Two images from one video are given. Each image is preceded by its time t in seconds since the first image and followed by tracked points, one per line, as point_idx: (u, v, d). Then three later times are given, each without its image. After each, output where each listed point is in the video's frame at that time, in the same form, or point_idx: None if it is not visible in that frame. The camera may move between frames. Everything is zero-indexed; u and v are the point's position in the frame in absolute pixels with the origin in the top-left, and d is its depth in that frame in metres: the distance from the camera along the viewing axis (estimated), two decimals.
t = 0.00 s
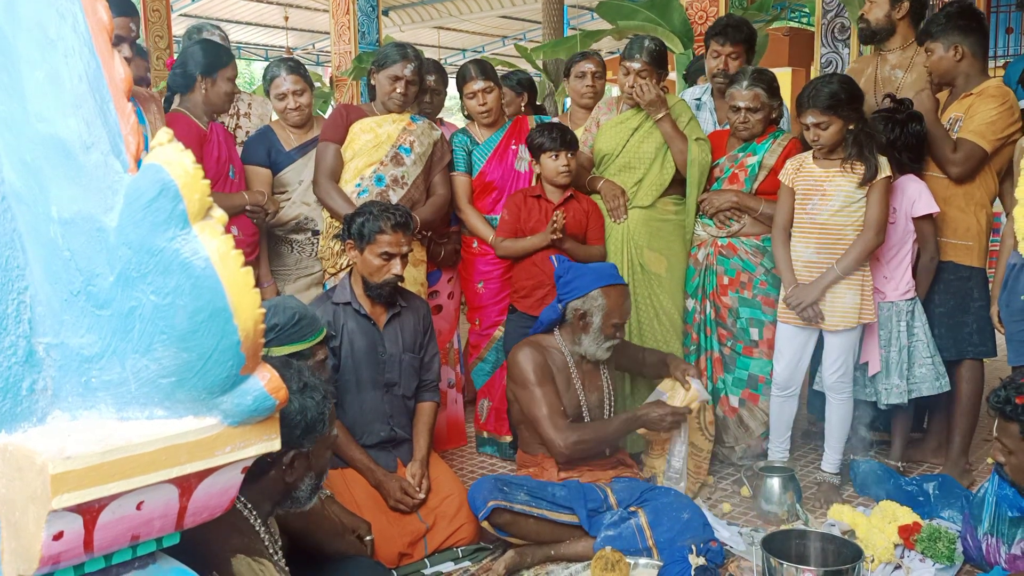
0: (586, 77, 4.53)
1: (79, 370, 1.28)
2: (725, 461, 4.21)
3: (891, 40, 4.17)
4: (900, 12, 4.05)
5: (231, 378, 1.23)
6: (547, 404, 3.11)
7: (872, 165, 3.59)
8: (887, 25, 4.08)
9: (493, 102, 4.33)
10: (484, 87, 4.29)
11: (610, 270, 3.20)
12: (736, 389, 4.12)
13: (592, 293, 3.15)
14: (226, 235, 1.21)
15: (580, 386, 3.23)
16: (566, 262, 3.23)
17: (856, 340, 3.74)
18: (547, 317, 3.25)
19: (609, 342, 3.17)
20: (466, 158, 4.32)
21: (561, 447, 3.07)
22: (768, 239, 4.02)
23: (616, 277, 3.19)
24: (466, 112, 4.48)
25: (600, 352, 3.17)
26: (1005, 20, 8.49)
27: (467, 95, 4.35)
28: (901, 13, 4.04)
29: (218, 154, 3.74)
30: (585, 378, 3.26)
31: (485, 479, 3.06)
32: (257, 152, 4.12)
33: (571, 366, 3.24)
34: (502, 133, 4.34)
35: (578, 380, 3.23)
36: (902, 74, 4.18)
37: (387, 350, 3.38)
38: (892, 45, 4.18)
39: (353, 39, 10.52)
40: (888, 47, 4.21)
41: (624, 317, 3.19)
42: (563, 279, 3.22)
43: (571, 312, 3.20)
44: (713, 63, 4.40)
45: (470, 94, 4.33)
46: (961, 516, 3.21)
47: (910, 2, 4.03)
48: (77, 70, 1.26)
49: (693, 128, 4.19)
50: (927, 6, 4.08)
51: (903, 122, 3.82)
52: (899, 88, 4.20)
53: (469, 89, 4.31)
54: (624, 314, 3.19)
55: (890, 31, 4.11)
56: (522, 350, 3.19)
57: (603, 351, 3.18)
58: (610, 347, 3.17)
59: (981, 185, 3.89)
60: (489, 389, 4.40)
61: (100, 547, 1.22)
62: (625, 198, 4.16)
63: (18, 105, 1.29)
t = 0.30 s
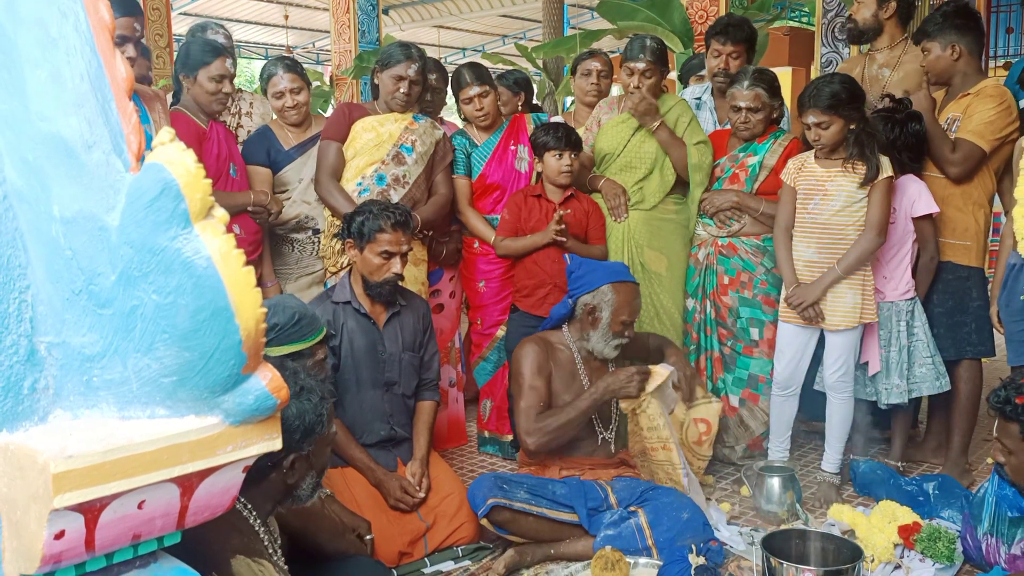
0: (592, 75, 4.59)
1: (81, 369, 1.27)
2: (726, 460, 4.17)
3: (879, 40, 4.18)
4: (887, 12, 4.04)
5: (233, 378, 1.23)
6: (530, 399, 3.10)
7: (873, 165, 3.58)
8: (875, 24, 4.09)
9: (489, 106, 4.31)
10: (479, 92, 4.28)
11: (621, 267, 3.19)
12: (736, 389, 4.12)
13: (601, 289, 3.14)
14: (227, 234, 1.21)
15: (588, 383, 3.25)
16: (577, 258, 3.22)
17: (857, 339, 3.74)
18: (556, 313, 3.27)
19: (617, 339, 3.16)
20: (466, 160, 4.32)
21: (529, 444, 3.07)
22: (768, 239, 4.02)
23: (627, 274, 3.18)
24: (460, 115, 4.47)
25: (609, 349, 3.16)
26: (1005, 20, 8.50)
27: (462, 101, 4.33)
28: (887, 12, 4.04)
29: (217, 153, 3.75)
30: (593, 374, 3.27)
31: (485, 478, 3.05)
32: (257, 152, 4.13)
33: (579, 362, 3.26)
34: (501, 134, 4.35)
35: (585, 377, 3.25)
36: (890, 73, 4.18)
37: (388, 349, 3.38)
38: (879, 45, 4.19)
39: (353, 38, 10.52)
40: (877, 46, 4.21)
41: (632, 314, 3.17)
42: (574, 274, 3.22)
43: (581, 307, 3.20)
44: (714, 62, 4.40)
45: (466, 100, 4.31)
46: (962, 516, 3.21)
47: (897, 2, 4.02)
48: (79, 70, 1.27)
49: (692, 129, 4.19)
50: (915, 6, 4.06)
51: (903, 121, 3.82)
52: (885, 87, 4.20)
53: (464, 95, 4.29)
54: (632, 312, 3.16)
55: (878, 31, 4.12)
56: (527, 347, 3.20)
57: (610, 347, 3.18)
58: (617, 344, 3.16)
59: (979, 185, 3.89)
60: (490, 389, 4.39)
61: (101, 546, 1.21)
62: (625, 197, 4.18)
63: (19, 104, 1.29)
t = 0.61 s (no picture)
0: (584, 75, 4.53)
1: (82, 370, 1.28)
2: (725, 461, 4.19)
3: (870, 41, 4.18)
4: (878, 14, 4.05)
5: (233, 378, 1.23)
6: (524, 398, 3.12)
7: (875, 166, 3.59)
8: (866, 26, 4.10)
9: (489, 109, 4.33)
10: (479, 95, 4.29)
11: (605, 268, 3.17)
12: (736, 390, 4.12)
13: (582, 289, 3.14)
14: (229, 235, 1.21)
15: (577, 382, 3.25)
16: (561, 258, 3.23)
17: (857, 340, 3.74)
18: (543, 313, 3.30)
19: (599, 340, 3.16)
20: (467, 162, 4.34)
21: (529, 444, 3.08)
22: (769, 239, 4.02)
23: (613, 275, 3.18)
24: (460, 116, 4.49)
25: (591, 349, 3.16)
26: (1006, 21, 8.48)
27: (462, 104, 4.35)
28: (878, 14, 4.05)
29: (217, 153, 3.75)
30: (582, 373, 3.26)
31: (484, 478, 3.06)
32: (258, 153, 4.13)
33: (567, 362, 3.25)
34: (501, 136, 4.34)
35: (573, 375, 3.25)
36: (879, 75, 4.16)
37: (388, 349, 3.38)
38: (870, 47, 4.18)
39: (354, 37, 10.51)
40: (868, 48, 4.21)
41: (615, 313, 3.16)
42: (559, 274, 3.23)
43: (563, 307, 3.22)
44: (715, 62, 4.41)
45: (465, 103, 4.33)
46: (961, 517, 3.21)
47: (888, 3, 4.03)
48: (80, 70, 1.27)
49: (693, 130, 4.18)
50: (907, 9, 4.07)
51: (903, 123, 3.80)
52: (876, 89, 4.19)
53: (464, 98, 4.31)
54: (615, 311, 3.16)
55: (869, 33, 4.12)
56: (515, 348, 3.21)
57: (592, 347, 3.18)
58: (599, 344, 3.17)
59: (977, 185, 3.90)
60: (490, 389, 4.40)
61: (102, 546, 1.22)
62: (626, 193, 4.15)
63: (20, 104, 1.29)
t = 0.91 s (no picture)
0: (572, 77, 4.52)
1: (82, 370, 1.28)
2: (723, 463, 4.19)
3: (864, 45, 4.20)
4: (871, 17, 4.07)
5: (233, 380, 1.23)
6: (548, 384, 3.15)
7: (873, 168, 3.58)
8: (859, 29, 4.12)
9: (490, 109, 4.33)
10: (480, 95, 4.30)
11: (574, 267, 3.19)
12: (734, 391, 4.14)
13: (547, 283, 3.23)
14: (229, 237, 1.21)
15: (569, 379, 3.27)
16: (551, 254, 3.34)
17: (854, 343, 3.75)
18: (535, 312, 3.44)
19: (563, 338, 3.22)
20: (467, 162, 4.36)
21: (568, 423, 3.07)
22: (768, 241, 4.03)
23: (586, 278, 3.18)
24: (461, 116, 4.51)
25: (558, 345, 3.24)
26: (1004, 24, 8.51)
27: (464, 104, 4.35)
28: (872, 18, 4.07)
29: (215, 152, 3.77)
30: (573, 368, 3.30)
31: (483, 479, 3.05)
32: (258, 152, 4.13)
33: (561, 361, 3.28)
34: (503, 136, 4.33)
35: (565, 374, 3.26)
36: (874, 78, 4.16)
37: (386, 350, 3.38)
38: (864, 50, 4.20)
39: (353, 37, 10.51)
40: (862, 51, 4.23)
41: (588, 316, 3.16)
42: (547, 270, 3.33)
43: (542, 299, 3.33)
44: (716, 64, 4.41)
45: (466, 103, 4.33)
46: (957, 520, 3.22)
47: (882, 7, 4.04)
48: (82, 71, 1.28)
49: (693, 134, 4.18)
50: (901, 12, 4.09)
51: (902, 126, 3.78)
52: (870, 92, 4.17)
53: (466, 98, 4.31)
54: (587, 313, 3.16)
55: (862, 36, 4.16)
56: (516, 339, 3.29)
57: (562, 345, 3.25)
58: (566, 342, 3.22)
59: (974, 189, 3.91)
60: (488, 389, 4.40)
61: (101, 547, 1.22)
62: (625, 198, 4.15)
63: (20, 105, 1.29)
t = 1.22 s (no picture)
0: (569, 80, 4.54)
1: (81, 370, 1.28)
2: (720, 466, 4.20)
3: (866, 49, 4.20)
4: (873, 21, 4.07)
5: (233, 381, 1.23)
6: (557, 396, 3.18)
7: (869, 171, 3.59)
8: (862, 33, 4.11)
9: (491, 109, 4.32)
10: (481, 94, 4.29)
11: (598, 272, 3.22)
12: (733, 394, 4.14)
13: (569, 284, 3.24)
14: (230, 238, 1.21)
15: (581, 384, 3.29)
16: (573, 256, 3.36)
17: (852, 347, 3.76)
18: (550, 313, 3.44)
19: (580, 342, 3.21)
20: (467, 162, 4.35)
21: (572, 436, 3.13)
22: (768, 244, 4.06)
23: (607, 283, 3.19)
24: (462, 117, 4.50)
25: (574, 348, 3.23)
26: (1004, 29, 8.55)
27: (465, 103, 4.35)
28: (873, 22, 4.06)
29: (212, 151, 3.80)
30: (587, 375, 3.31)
31: (477, 481, 3.10)
32: (258, 151, 4.13)
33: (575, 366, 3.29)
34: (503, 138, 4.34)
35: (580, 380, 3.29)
36: (877, 82, 4.17)
37: (384, 350, 3.38)
38: (868, 53, 4.20)
39: (353, 37, 10.51)
40: (863, 55, 4.23)
41: (607, 320, 3.16)
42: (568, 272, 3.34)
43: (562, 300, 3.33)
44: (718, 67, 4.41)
45: (467, 102, 4.33)
46: (953, 525, 3.24)
47: (883, 11, 4.04)
48: (83, 71, 1.28)
49: (693, 137, 4.19)
50: (902, 17, 4.09)
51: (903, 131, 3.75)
52: (872, 96, 4.19)
53: (468, 97, 4.31)
54: (605, 318, 3.15)
55: (865, 41, 4.15)
56: (531, 342, 3.30)
57: (579, 349, 3.23)
58: (583, 346, 3.21)
59: (976, 195, 3.92)
60: (485, 390, 4.40)
61: (99, 548, 1.21)
62: (625, 202, 4.13)
63: (21, 104, 1.29)
